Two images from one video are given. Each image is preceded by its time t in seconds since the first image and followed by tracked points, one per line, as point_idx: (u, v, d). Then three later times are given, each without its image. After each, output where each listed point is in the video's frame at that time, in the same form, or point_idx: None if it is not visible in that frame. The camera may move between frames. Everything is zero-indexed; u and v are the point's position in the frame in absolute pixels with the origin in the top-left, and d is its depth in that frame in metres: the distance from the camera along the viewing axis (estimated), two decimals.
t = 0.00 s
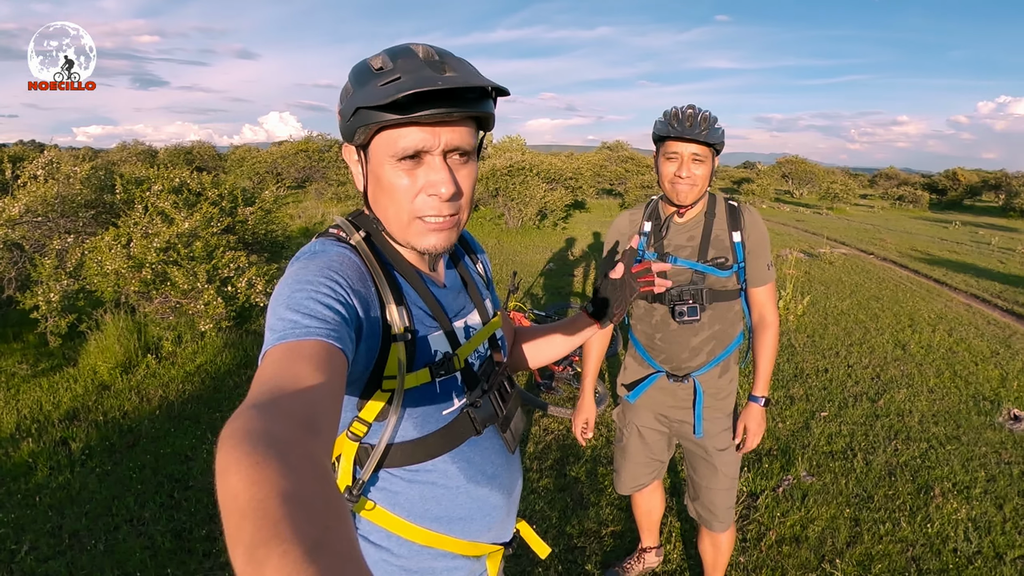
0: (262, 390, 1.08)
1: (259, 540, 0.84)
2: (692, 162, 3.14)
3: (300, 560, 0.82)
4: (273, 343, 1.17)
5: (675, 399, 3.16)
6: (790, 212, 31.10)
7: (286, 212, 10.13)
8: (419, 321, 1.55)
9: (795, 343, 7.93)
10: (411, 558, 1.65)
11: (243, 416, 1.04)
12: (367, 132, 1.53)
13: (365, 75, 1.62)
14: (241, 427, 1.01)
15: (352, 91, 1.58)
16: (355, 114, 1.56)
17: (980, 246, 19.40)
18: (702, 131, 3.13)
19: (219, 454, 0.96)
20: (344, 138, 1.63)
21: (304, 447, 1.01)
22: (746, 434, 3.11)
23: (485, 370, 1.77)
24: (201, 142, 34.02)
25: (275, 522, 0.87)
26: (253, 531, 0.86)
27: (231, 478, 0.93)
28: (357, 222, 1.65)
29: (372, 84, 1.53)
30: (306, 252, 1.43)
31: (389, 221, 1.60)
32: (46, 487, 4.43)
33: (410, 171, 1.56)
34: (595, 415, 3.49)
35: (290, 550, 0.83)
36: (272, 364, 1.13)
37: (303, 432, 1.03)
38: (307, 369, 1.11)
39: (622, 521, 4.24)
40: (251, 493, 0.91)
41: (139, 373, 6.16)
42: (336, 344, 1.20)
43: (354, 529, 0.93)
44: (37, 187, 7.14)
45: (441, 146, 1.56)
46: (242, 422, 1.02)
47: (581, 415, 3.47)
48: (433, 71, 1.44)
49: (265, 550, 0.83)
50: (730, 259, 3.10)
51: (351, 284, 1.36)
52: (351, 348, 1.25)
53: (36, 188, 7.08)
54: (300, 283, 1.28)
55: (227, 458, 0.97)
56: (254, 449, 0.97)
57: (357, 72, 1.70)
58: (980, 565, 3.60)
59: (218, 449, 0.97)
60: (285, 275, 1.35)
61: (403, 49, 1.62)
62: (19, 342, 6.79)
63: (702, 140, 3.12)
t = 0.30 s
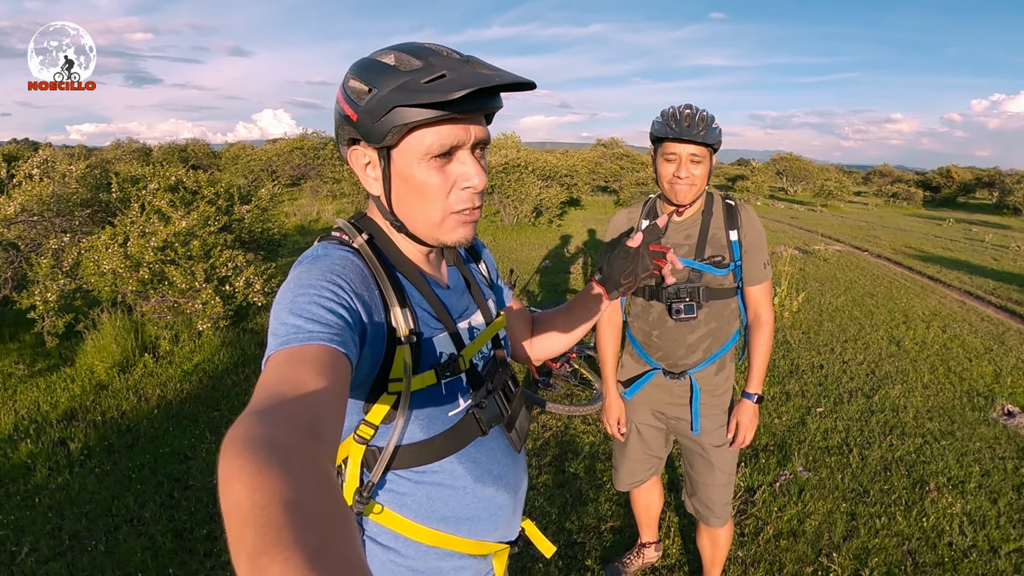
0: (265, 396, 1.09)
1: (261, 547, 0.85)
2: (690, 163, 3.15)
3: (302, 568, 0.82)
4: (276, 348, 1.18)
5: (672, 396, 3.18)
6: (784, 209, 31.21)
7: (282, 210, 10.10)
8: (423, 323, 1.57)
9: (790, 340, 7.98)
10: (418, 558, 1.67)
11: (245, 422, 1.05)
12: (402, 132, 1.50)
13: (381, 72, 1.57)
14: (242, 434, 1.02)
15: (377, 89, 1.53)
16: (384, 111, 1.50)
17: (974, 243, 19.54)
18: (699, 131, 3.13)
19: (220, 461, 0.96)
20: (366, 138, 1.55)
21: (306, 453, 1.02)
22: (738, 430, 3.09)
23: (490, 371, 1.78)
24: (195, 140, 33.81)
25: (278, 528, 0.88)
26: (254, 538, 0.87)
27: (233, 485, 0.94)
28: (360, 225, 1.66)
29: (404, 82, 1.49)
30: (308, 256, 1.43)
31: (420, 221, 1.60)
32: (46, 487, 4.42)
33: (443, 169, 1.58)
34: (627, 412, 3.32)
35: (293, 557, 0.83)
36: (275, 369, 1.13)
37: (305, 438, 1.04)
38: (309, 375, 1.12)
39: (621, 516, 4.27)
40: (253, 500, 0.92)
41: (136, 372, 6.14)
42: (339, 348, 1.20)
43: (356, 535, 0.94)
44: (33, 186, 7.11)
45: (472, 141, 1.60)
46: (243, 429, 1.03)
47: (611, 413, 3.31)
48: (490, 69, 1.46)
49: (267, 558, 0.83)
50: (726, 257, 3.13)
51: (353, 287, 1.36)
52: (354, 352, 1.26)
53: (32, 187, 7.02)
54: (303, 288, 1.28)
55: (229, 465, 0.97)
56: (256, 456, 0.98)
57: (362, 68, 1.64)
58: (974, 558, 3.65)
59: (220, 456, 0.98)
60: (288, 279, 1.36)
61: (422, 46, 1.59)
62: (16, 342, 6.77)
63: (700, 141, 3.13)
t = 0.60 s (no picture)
0: (259, 398, 1.10)
1: (255, 551, 0.87)
2: (681, 157, 3.16)
3: (296, 569, 0.84)
4: (271, 348, 1.19)
5: (669, 390, 3.20)
6: (787, 207, 31.14)
7: (284, 206, 10.13)
8: (421, 320, 1.58)
9: (791, 337, 7.98)
10: (416, 555, 1.69)
11: (238, 426, 1.06)
12: (420, 114, 1.51)
13: (383, 62, 1.57)
14: (236, 437, 1.03)
15: (385, 76, 1.53)
16: (399, 96, 1.51)
17: (977, 241, 19.50)
18: (691, 126, 3.13)
19: (214, 465, 0.98)
20: (379, 127, 1.53)
21: (300, 454, 1.03)
22: (740, 424, 3.13)
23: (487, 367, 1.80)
24: (198, 137, 33.86)
25: (272, 531, 0.90)
26: (248, 542, 0.89)
27: (227, 488, 0.96)
28: (356, 221, 1.67)
29: (416, 66, 1.51)
30: (303, 252, 1.45)
31: (436, 206, 1.61)
32: (49, 482, 4.45)
33: (455, 152, 1.61)
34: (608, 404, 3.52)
35: (287, 560, 0.85)
36: (269, 370, 1.15)
37: (299, 438, 1.06)
38: (303, 377, 1.13)
39: (621, 510, 4.29)
40: (247, 503, 0.94)
41: (140, 368, 6.18)
42: (334, 348, 1.21)
43: (350, 534, 0.96)
44: (36, 182, 7.16)
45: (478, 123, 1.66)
46: (236, 433, 1.04)
47: (594, 407, 3.48)
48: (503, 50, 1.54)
49: (261, 561, 0.85)
50: (723, 253, 3.13)
51: (349, 284, 1.37)
52: (350, 350, 1.27)
53: (35, 184, 7.11)
54: (298, 285, 1.30)
55: (222, 469, 0.99)
56: (249, 459, 0.99)
57: (356, 62, 1.63)
58: (974, 555, 3.66)
59: (214, 460, 0.99)
60: (284, 276, 1.37)
61: (419, 35, 1.62)
62: (20, 338, 6.82)
63: (692, 135, 3.13)
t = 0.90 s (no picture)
0: (253, 401, 1.13)
1: (251, 553, 0.88)
2: (677, 155, 3.19)
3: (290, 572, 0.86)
4: (266, 348, 1.22)
5: (668, 384, 3.24)
6: (796, 203, 30.91)
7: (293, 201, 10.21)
8: (420, 319, 1.62)
9: (797, 333, 7.96)
10: (414, 552, 1.73)
11: (231, 429, 1.08)
12: (415, 109, 1.54)
13: (378, 55, 1.61)
14: (229, 440, 1.05)
15: (380, 70, 1.56)
16: (394, 90, 1.54)
17: (987, 239, 19.31)
18: (685, 124, 3.15)
19: (207, 467, 0.99)
20: (375, 122, 1.56)
21: (294, 456, 1.06)
22: (739, 415, 3.21)
23: (487, 365, 1.84)
24: (208, 133, 34.12)
25: (266, 534, 0.91)
26: (242, 545, 0.90)
27: (219, 491, 0.97)
28: (355, 220, 1.71)
29: (412, 60, 1.55)
30: (302, 252, 1.49)
31: (429, 201, 1.64)
32: (60, 472, 4.55)
33: (450, 148, 1.65)
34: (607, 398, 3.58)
35: (282, 561, 0.87)
36: (265, 372, 1.18)
37: (293, 441, 1.08)
38: (298, 379, 1.16)
39: (622, 504, 4.33)
40: (241, 506, 0.95)
41: (149, 361, 6.28)
42: (329, 349, 1.25)
43: (343, 536, 0.98)
44: (48, 178, 7.31)
45: (473, 119, 1.69)
46: (230, 435, 1.06)
47: (592, 400, 3.55)
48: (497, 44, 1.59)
49: (255, 563, 0.87)
50: (722, 248, 3.14)
51: (345, 284, 1.41)
52: (346, 351, 1.30)
53: (47, 180, 7.28)
54: (295, 286, 1.33)
55: (215, 471, 1.00)
56: (242, 462, 1.01)
57: (350, 57, 1.65)
58: (974, 553, 3.66)
59: (207, 462, 1.00)
60: (282, 276, 1.41)
61: (413, 30, 1.65)
62: (32, 332, 6.95)
63: (687, 133, 3.14)
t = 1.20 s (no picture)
0: (256, 404, 1.16)
1: (257, 553, 0.90)
2: (677, 152, 3.27)
3: (296, 569, 0.88)
4: (270, 349, 1.26)
5: (668, 375, 3.29)
6: (803, 201, 30.72)
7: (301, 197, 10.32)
8: (422, 318, 1.68)
9: (802, 330, 7.98)
10: (418, 549, 1.80)
11: (235, 432, 1.10)
12: (423, 112, 1.60)
13: (386, 57, 1.66)
14: (233, 442, 1.07)
15: (388, 73, 1.62)
16: (404, 93, 1.60)
17: (995, 237, 19.16)
18: (684, 122, 3.18)
19: (213, 469, 1.01)
20: (383, 124, 1.62)
21: (298, 457, 1.08)
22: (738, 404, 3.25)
23: (487, 362, 1.90)
24: (218, 131, 34.38)
25: (272, 536, 0.93)
26: (248, 546, 0.92)
27: (226, 493, 0.99)
28: (357, 220, 1.76)
29: (421, 62, 1.61)
30: (304, 252, 1.54)
31: (436, 201, 1.70)
32: (73, 463, 4.67)
33: (457, 150, 1.71)
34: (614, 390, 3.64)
35: (288, 559, 0.89)
36: (268, 374, 1.21)
37: (296, 442, 1.11)
38: (300, 381, 1.20)
39: (625, 496, 4.39)
40: (246, 508, 0.97)
41: (160, 355, 6.40)
42: (332, 349, 1.28)
43: (347, 535, 1.01)
44: (62, 176, 7.47)
45: (480, 121, 1.75)
46: (234, 438, 1.08)
47: (599, 393, 3.62)
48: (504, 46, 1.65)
49: (261, 563, 0.88)
50: (720, 242, 3.20)
51: (347, 285, 1.46)
52: (347, 350, 1.34)
53: (61, 177, 7.43)
54: (296, 287, 1.37)
55: (220, 473, 1.02)
56: (246, 464, 1.03)
57: (357, 59, 1.71)
58: (973, 550, 3.70)
59: (212, 465, 1.03)
60: (284, 276, 1.45)
61: (420, 31, 1.71)
62: (45, 327, 7.10)
63: (685, 131, 3.18)
